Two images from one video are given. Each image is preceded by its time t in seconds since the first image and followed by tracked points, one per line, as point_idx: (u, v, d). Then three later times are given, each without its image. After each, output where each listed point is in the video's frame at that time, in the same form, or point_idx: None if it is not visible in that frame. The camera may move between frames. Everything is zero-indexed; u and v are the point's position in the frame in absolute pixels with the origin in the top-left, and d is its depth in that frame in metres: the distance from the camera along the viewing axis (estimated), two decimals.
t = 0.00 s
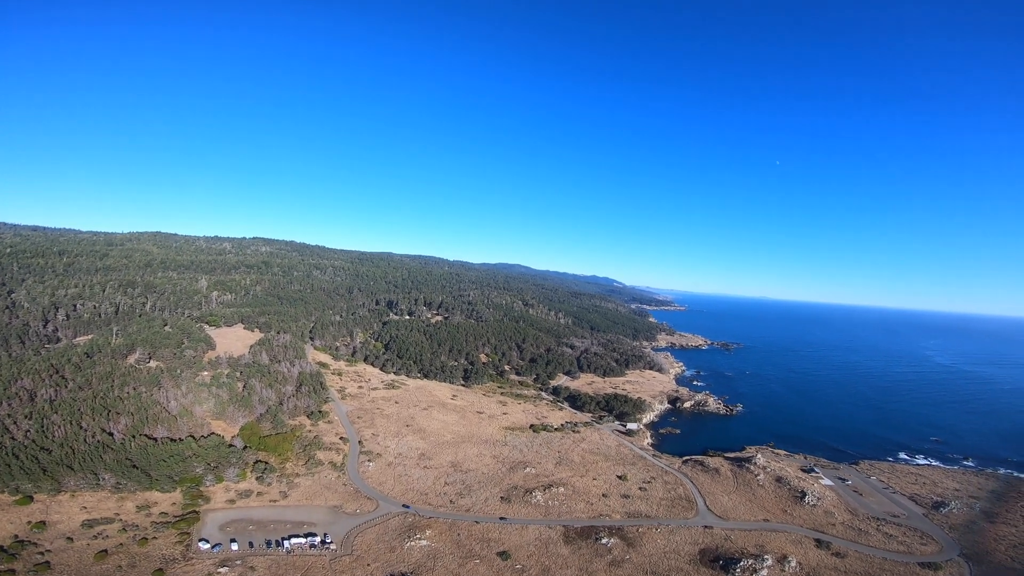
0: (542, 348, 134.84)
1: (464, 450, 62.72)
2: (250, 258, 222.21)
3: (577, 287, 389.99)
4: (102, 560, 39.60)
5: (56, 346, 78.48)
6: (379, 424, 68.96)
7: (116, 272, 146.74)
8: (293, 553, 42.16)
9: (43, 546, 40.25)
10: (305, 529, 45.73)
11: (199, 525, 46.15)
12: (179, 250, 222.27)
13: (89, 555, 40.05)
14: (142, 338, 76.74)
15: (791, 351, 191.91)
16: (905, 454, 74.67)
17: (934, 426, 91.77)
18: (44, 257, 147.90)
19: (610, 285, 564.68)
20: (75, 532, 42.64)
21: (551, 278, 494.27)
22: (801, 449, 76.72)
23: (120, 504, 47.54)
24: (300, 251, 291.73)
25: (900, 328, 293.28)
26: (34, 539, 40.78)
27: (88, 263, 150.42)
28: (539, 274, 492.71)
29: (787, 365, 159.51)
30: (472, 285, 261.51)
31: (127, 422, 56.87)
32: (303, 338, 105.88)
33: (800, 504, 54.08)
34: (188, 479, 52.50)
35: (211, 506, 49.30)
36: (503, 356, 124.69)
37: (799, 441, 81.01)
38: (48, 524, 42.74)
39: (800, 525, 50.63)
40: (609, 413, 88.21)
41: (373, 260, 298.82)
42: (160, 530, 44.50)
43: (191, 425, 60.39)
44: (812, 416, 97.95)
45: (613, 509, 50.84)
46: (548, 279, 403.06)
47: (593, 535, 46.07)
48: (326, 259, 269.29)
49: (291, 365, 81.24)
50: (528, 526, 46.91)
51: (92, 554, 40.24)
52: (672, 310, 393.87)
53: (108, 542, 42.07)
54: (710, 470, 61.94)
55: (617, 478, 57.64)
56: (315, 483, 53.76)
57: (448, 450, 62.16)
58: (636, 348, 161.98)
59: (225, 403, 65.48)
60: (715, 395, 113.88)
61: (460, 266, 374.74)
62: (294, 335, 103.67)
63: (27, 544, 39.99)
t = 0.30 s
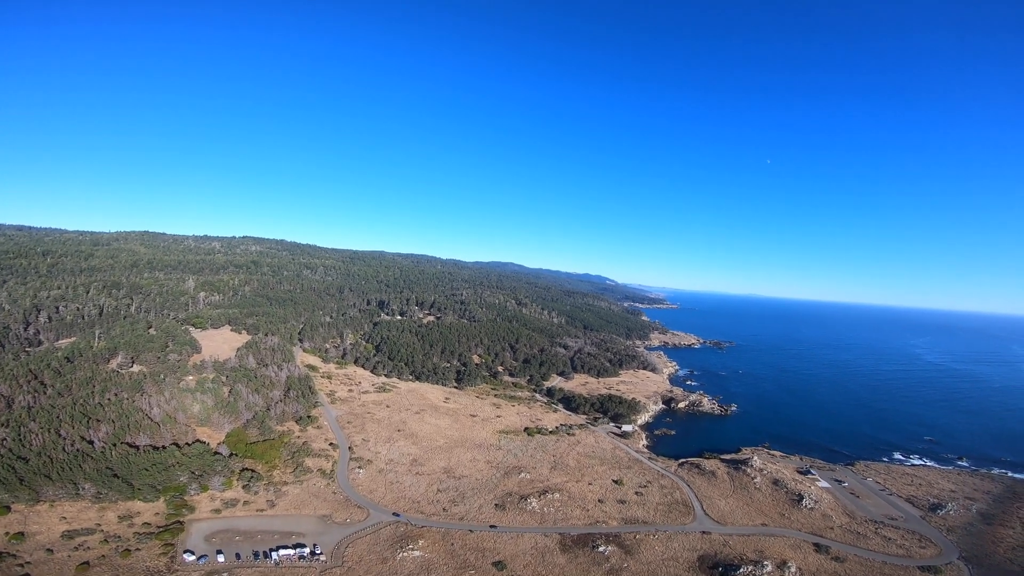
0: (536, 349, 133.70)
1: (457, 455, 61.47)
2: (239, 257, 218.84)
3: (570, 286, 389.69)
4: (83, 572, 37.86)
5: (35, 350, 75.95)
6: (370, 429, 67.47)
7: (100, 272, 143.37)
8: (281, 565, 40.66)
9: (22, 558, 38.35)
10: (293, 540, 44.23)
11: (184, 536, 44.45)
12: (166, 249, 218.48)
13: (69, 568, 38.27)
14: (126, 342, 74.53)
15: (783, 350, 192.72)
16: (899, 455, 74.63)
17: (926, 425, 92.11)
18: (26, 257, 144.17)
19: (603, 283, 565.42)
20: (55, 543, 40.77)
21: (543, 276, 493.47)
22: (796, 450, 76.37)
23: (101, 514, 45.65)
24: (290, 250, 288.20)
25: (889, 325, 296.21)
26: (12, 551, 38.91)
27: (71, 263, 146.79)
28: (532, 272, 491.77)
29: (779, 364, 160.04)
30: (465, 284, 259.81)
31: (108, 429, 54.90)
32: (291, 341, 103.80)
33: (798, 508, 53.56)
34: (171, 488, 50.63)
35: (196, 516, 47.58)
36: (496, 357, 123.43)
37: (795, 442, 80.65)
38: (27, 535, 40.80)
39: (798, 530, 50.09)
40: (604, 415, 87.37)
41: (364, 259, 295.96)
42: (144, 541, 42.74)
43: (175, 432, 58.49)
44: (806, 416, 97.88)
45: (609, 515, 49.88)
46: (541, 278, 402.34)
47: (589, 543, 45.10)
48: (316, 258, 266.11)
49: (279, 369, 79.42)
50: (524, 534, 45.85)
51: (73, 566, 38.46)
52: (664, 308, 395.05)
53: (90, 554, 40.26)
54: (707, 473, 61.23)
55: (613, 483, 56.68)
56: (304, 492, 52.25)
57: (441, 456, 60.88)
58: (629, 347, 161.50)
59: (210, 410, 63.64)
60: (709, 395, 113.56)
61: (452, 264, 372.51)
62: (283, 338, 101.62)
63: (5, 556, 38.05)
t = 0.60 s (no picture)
0: (530, 348, 132.60)
1: (452, 459, 60.32)
2: (229, 257, 215.57)
3: (564, 282, 389.31)
4: None
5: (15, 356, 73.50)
6: (362, 434, 66.10)
7: (84, 275, 140.09)
8: None
9: (5, 571, 36.65)
10: (285, 551, 42.87)
11: (171, 547, 42.89)
12: (154, 250, 214.67)
13: None
14: (110, 347, 72.43)
15: (776, 345, 193.48)
16: (895, 453, 74.61)
17: (920, 422, 92.52)
18: (8, 259, 140.55)
19: (596, 279, 565.30)
20: (39, 556, 39.11)
21: (537, 273, 492.67)
22: (793, 448, 76.12)
23: (86, 526, 43.98)
24: (281, 249, 284.79)
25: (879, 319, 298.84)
26: None
27: (55, 265, 143.39)
28: (526, 270, 490.84)
29: (773, 360, 160.20)
30: (458, 283, 258.18)
31: (90, 438, 53.07)
32: (281, 343, 101.83)
33: (798, 509, 53.35)
34: (157, 498, 48.94)
35: (184, 527, 45.98)
36: (490, 357, 122.26)
37: (791, 440, 80.44)
38: (8, 548, 39.07)
39: (799, 531, 49.69)
40: (600, 415, 86.56)
41: (357, 258, 293.16)
42: (132, 553, 41.17)
43: (160, 440, 56.70)
44: (801, 413, 97.97)
45: (608, 519, 49.07)
46: (535, 275, 401.32)
47: (589, 549, 44.27)
48: (308, 257, 262.93)
49: (268, 373, 77.70)
50: (522, 541, 44.93)
51: None
52: (657, 304, 395.98)
53: (75, 567, 38.64)
54: (705, 474, 60.65)
55: (611, 486, 55.87)
56: (295, 500, 50.86)
57: (435, 461, 59.70)
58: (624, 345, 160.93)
59: (196, 416, 61.87)
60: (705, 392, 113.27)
61: (445, 262, 370.34)
62: (273, 340, 99.65)
63: None
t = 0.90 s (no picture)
0: (524, 349, 131.46)
1: (446, 466, 59.04)
2: (216, 259, 211.96)
3: (557, 281, 388.69)
4: None
5: None
6: (353, 440, 64.55)
7: (66, 278, 136.55)
8: None
9: None
10: (275, 563, 41.38)
11: (156, 561, 41.14)
12: (139, 252, 210.56)
13: None
14: (91, 353, 70.21)
15: (768, 343, 194.28)
16: (891, 452, 74.57)
17: (913, 420, 92.84)
18: None
19: (589, 278, 565.71)
20: (18, 570, 37.20)
21: (530, 272, 491.68)
22: (789, 449, 75.75)
23: (67, 538, 41.97)
24: (271, 250, 281.20)
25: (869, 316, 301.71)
26: None
27: (36, 268, 139.67)
28: (518, 269, 489.61)
29: (766, 358, 160.60)
30: (450, 283, 256.32)
31: (70, 448, 51.01)
32: (269, 347, 99.70)
33: (798, 512, 52.89)
34: (141, 509, 47.00)
35: (169, 539, 44.20)
36: (483, 359, 120.89)
37: (787, 441, 80.14)
38: None
39: (799, 535, 49.16)
40: (595, 417, 85.66)
41: (348, 258, 290.15)
42: (115, 566, 39.40)
43: (144, 449, 54.73)
44: (795, 412, 97.83)
45: (606, 526, 48.12)
46: (527, 274, 400.32)
47: (588, 557, 43.29)
48: (298, 258, 259.68)
49: (255, 379, 75.86)
50: (519, 550, 43.85)
51: None
52: (649, 303, 396.79)
53: None
54: (703, 477, 59.96)
55: (608, 491, 54.95)
56: (284, 511, 49.32)
57: (429, 468, 58.41)
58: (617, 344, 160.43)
59: (180, 425, 59.95)
60: (699, 392, 112.98)
61: (437, 262, 368.21)
62: (261, 345, 97.56)
63: None
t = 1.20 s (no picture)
0: (521, 348, 130.36)
1: (444, 471, 57.93)
2: (210, 259, 209.49)
3: (553, 279, 387.94)
4: None
5: None
6: (348, 446, 63.33)
7: (56, 280, 134.32)
8: None
9: None
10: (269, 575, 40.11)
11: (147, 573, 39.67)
12: (132, 253, 208.05)
13: None
14: (80, 358, 68.76)
15: (765, 340, 194.15)
16: (892, 451, 74.10)
17: (913, 418, 92.56)
18: None
19: (586, 275, 565.11)
20: None
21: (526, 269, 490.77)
22: (790, 449, 75.06)
23: (56, 549, 40.23)
24: (265, 250, 278.91)
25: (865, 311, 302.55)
26: None
27: (25, 271, 137.38)
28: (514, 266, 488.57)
29: (764, 355, 160.39)
30: (446, 281, 254.86)
31: (56, 457, 49.42)
32: (263, 350, 98.14)
33: (802, 514, 52.14)
34: (131, 519, 45.38)
35: (160, 551, 42.69)
36: (480, 359, 119.75)
37: (788, 440, 79.47)
38: None
39: (804, 538, 48.37)
40: (594, 417, 84.72)
41: (342, 257, 288.07)
42: None
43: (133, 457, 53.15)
44: (795, 411, 97.29)
45: (608, 532, 47.17)
46: (524, 272, 398.97)
47: (591, 564, 42.36)
48: (293, 257, 257.52)
49: (248, 384, 74.49)
50: (520, 558, 42.83)
51: None
52: (646, 299, 397.01)
53: None
54: (705, 479, 59.12)
55: (609, 495, 54.01)
56: (278, 520, 48.04)
57: (426, 473, 57.28)
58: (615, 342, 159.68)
59: (170, 432, 58.43)
60: (698, 391, 112.33)
61: (433, 260, 366.51)
62: (254, 348, 96.03)
63: None
